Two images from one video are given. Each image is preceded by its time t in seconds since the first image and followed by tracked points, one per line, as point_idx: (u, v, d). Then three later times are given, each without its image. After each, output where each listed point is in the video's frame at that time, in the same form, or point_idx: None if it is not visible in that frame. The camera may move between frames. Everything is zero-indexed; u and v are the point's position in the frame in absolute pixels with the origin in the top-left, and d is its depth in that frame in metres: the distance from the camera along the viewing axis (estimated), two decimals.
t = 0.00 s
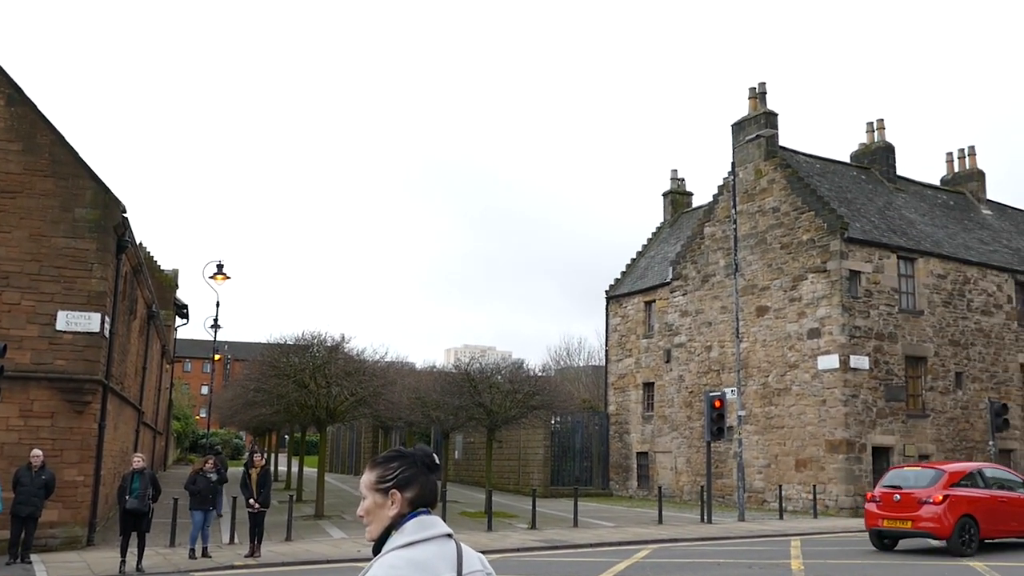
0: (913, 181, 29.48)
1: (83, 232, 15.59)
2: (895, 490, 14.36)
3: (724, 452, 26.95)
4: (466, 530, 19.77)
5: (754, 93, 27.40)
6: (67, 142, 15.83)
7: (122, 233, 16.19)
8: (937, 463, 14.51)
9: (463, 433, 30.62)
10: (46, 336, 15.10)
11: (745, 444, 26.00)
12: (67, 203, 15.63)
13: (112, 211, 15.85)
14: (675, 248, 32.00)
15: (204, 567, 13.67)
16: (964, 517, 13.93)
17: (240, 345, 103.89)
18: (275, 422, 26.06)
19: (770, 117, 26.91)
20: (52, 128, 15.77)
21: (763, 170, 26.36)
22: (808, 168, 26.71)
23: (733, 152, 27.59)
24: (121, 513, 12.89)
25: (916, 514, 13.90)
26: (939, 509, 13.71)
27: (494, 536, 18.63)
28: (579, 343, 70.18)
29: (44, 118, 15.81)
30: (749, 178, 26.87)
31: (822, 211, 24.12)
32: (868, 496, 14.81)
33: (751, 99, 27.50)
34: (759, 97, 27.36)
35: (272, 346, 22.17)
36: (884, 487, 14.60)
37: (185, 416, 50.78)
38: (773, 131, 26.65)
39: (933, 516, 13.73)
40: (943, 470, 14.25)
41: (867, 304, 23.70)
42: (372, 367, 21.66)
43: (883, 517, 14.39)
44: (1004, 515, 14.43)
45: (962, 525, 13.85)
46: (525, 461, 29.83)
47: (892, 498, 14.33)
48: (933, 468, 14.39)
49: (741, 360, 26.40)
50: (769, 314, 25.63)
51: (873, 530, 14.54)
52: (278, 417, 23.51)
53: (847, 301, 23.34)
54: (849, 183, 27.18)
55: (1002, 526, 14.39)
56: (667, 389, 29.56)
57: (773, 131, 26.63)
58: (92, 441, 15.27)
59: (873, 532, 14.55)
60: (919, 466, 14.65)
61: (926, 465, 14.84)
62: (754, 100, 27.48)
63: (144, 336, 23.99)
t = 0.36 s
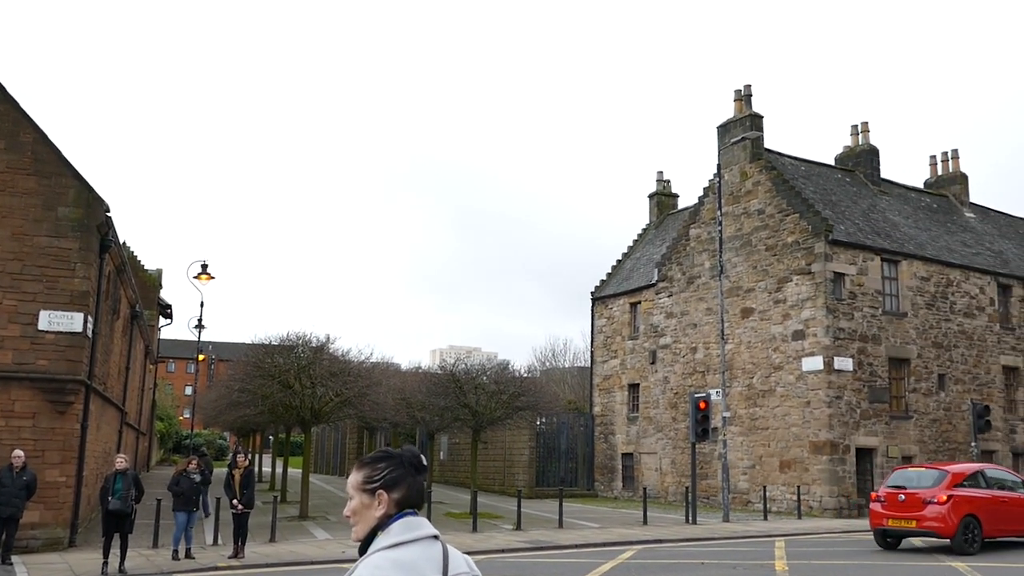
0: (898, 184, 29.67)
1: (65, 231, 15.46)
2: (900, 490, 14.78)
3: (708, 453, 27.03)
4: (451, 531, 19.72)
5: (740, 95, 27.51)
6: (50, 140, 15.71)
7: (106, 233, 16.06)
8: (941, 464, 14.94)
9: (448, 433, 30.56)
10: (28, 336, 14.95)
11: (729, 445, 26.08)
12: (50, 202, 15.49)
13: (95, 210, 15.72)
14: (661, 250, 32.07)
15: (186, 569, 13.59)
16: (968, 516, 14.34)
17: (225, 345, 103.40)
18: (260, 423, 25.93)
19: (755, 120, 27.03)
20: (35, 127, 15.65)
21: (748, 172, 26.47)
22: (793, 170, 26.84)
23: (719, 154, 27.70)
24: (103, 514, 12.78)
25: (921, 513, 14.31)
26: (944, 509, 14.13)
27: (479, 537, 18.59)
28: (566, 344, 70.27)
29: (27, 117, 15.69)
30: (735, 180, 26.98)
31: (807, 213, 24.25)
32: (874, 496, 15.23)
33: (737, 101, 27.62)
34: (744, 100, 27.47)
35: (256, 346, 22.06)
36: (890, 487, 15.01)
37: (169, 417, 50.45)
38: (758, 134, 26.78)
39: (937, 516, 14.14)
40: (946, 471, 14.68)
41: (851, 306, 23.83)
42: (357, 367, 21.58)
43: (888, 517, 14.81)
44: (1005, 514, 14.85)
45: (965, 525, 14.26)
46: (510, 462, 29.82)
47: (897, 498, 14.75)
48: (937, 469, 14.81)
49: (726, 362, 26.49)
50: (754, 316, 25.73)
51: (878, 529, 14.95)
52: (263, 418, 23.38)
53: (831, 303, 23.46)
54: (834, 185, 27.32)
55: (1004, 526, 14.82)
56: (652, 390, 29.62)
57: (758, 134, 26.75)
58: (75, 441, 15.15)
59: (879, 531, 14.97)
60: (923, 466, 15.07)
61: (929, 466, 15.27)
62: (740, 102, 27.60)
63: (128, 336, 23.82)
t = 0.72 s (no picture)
0: (878, 188, 29.91)
1: (45, 230, 15.31)
2: (904, 491, 15.17)
3: (690, 455, 27.14)
4: (432, 533, 19.70)
5: (723, 98, 27.65)
6: (30, 139, 15.55)
7: (86, 232, 15.92)
8: (943, 466, 15.33)
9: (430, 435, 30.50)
10: (6, 336, 14.78)
11: (711, 446, 26.20)
12: (30, 200, 15.33)
13: (76, 209, 15.57)
14: (643, 252, 32.17)
15: (166, 570, 13.48)
16: (969, 516, 14.71)
17: (206, 346, 102.76)
18: (241, 424, 25.78)
19: (738, 122, 27.17)
20: (15, 125, 15.51)
21: (731, 175, 26.60)
22: (775, 173, 27.00)
23: (702, 157, 27.82)
24: (83, 515, 12.65)
25: (924, 513, 14.70)
26: (946, 509, 14.51)
27: (461, 538, 18.57)
28: (548, 345, 70.38)
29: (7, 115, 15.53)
30: (717, 183, 27.10)
31: (789, 216, 24.40)
32: (878, 496, 15.63)
33: (720, 104, 27.76)
34: (727, 103, 27.61)
35: (238, 346, 21.94)
36: (894, 488, 15.41)
37: (149, 417, 50.05)
38: (741, 137, 26.93)
39: (940, 515, 14.51)
40: (949, 472, 15.07)
41: (832, 308, 24.01)
42: (339, 368, 21.49)
43: (893, 516, 15.21)
44: (1005, 514, 15.25)
45: (967, 525, 14.63)
46: (492, 463, 29.81)
47: (900, 498, 15.16)
48: (940, 470, 15.21)
49: (708, 364, 26.61)
50: (735, 318, 25.87)
51: (883, 529, 15.35)
52: (244, 418, 23.26)
53: (813, 305, 23.62)
54: (815, 188, 27.50)
55: (1004, 525, 15.21)
56: (634, 392, 29.70)
57: (741, 137, 26.91)
58: (53, 442, 15.01)
59: (883, 530, 15.36)
60: (927, 467, 15.46)
61: (932, 466, 15.66)
62: (723, 105, 27.74)
63: (107, 337, 23.61)
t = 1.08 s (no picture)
0: (861, 191, 30.14)
1: (25, 229, 15.16)
2: (902, 492, 15.53)
3: (673, 456, 27.23)
4: (416, 534, 19.65)
5: (707, 100, 27.78)
6: (10, 137, 15.41)
7: (67, 231, 15.78)
8: (941, 467, 15.69)
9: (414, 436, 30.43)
10: None
11: (694, 448, 26.31)
12: (10, 199, 15.19)
13: (57, 208, 15.44)
14: (627, 254, 32.27)
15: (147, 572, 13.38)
16: (966, 517, 15.08)
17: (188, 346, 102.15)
18: (223, 424, 25.60)
19: (722, 125, 27.30)
20: None
21: (714, 178, 26.73)
22: (759, 176, 27.14)
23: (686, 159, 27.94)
24: (62, 516, 12.52)
25: (922, 513, 15.07)
26: (944, 509, 14.87)
27: (444, 540, 18.53)
28: (532, 346, 70.44)
29: None
30: (701, 185, 27.22)
31: (772, 218, 24.54)
32: (877, 497, 15.99)
33: (704, 107, 27.88)
34: (711, 106, 27.74)
35: (221, 347, 21.83)
36: (892, 488, 15.77)
37: (131, 418, 49.68)
38: (725, 140, 27.07)
39: (938, 516, 14.88)
40: (946, 473, 15.43)
41: (815, 311, 24.16)
42: (322, 369, 21.40)
43: (891, 517, 15.58)
44: (1000, 514, 15.65)
45: (964, 525, 15.00)
46: (475, 464, 29.79)
47: (899, 499, 15.52)
48: (937, 471, 15.56)
49: (691, 365, 26.72)
50: (719, 320, 25.99)
51: (882, 528, 15.72)
52: (226, 419, 23.13)
53: (795, 307, 23.75)
54: (798, 191, 27.67)
55: (999, 525, 15.61)
56: (617, 394, 29.77)
57: (725, 139, 27.04)
58: (33, 442, 14.87)
59: (882, 530, 15.73)
60: (924, 468, 15.83)
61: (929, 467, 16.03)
62: (707, 108, 27.87)
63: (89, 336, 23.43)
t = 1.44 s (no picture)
0: (834, 197, 30.46)
1: None
2: (893, 494, 16.03)
3: (647, 458, 27.35)
4: (390, 536, 19.58)
5: (683, 104, 27.95)
6: None
7: (38, 229, 15.56)
8: (930, 470, 16.20)
9: (388, 437, 30.31)
10: None
11: (667, 450, 26.45)
12: None
13: (28, 206, 15.24)
14: (602, 256, 32.38)
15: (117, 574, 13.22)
16: (954, 518, 15.58)
17: (161, 346, 101.11)
18: (195, 425, 25.33)
19: (698, 129, 27.48)
20: None
21: (690, 181, 26.89)
22: (734, 180, 27.34)
23: (662, 163, 28.10)
24: (31, 518, 12.33)
25: (912, 515, 15.57)
26: (933, 511, 15.37)
27: (418, 542, 18.47)
28: (506, 348, 70.41)
29: None
30: (677, 189, 27.38)
31: (746, 222, 24.73)
32: (869, 499, 16.48)
33: (680, 111, 28.05)
34: (687, 109, 27.92)
35: (193, 347, 21.62)
36: (883, 491, 16.27)
37: (101, 419, 49.04)
38: (701, 143, 27.24)
39: (928, 517, 15.38)
40: (935, 476, 15.95)
41: (788, 314, 24.38)
42: (296, 370, 21.25)
43: (882, 518, 16.06)
44: (987, 516, 16.17)
45: (953, 526, 15.50)
46: (450, 466, 29.73)
47: (890, 501, 16.01)
48: (926, 474, 16.08)
49: (665, 368, 26.86)
50: (693, 323, 26.15)
51: (873, 530, 16.20)
52: (199, 420, 22.92)
53: (768, 311, 23.96)
54: (773, 195, 27.90)
55: (985, 526, 16.13)
56: (592, 396, 29.84)
57: (700, 143, 27.22)
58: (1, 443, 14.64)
59: (874, 531, 16.22)
60: (914, 472, 16.35)
61: (918, 471, 16.55)
62: (683, 111, 28.04)
63: (59, 336, 23.10)
